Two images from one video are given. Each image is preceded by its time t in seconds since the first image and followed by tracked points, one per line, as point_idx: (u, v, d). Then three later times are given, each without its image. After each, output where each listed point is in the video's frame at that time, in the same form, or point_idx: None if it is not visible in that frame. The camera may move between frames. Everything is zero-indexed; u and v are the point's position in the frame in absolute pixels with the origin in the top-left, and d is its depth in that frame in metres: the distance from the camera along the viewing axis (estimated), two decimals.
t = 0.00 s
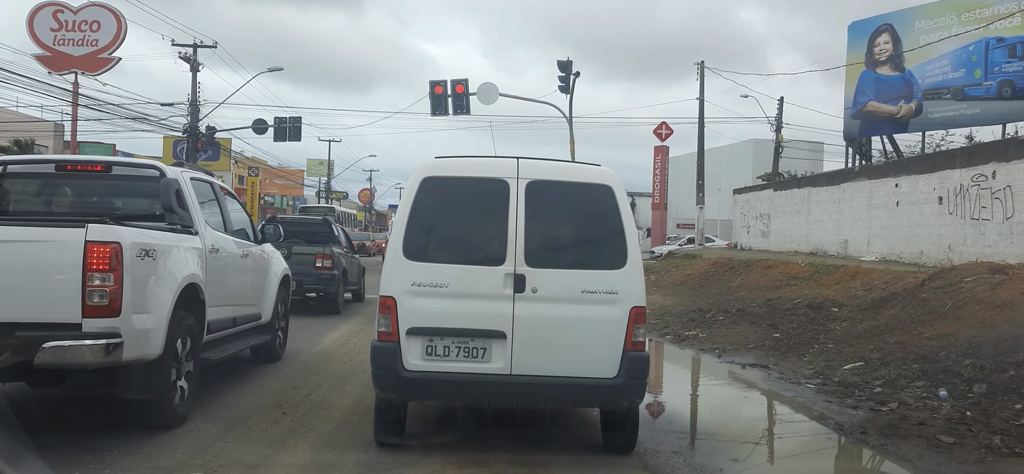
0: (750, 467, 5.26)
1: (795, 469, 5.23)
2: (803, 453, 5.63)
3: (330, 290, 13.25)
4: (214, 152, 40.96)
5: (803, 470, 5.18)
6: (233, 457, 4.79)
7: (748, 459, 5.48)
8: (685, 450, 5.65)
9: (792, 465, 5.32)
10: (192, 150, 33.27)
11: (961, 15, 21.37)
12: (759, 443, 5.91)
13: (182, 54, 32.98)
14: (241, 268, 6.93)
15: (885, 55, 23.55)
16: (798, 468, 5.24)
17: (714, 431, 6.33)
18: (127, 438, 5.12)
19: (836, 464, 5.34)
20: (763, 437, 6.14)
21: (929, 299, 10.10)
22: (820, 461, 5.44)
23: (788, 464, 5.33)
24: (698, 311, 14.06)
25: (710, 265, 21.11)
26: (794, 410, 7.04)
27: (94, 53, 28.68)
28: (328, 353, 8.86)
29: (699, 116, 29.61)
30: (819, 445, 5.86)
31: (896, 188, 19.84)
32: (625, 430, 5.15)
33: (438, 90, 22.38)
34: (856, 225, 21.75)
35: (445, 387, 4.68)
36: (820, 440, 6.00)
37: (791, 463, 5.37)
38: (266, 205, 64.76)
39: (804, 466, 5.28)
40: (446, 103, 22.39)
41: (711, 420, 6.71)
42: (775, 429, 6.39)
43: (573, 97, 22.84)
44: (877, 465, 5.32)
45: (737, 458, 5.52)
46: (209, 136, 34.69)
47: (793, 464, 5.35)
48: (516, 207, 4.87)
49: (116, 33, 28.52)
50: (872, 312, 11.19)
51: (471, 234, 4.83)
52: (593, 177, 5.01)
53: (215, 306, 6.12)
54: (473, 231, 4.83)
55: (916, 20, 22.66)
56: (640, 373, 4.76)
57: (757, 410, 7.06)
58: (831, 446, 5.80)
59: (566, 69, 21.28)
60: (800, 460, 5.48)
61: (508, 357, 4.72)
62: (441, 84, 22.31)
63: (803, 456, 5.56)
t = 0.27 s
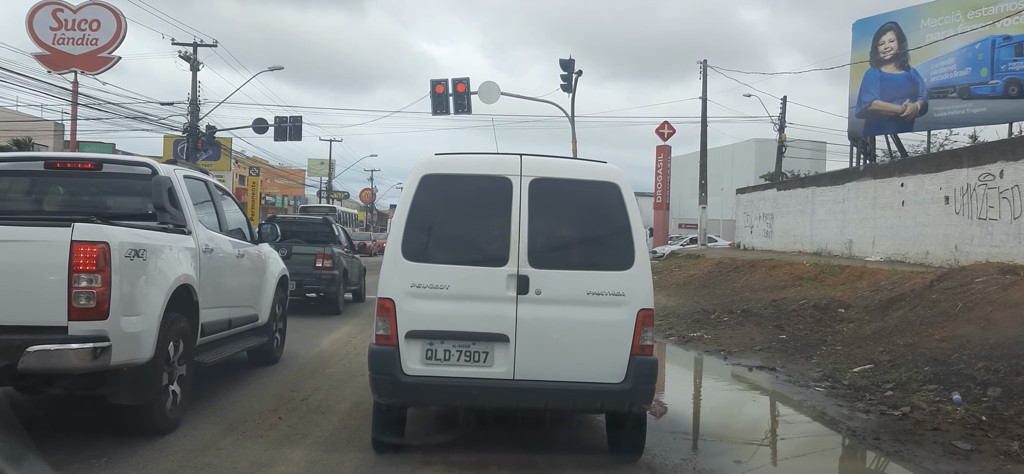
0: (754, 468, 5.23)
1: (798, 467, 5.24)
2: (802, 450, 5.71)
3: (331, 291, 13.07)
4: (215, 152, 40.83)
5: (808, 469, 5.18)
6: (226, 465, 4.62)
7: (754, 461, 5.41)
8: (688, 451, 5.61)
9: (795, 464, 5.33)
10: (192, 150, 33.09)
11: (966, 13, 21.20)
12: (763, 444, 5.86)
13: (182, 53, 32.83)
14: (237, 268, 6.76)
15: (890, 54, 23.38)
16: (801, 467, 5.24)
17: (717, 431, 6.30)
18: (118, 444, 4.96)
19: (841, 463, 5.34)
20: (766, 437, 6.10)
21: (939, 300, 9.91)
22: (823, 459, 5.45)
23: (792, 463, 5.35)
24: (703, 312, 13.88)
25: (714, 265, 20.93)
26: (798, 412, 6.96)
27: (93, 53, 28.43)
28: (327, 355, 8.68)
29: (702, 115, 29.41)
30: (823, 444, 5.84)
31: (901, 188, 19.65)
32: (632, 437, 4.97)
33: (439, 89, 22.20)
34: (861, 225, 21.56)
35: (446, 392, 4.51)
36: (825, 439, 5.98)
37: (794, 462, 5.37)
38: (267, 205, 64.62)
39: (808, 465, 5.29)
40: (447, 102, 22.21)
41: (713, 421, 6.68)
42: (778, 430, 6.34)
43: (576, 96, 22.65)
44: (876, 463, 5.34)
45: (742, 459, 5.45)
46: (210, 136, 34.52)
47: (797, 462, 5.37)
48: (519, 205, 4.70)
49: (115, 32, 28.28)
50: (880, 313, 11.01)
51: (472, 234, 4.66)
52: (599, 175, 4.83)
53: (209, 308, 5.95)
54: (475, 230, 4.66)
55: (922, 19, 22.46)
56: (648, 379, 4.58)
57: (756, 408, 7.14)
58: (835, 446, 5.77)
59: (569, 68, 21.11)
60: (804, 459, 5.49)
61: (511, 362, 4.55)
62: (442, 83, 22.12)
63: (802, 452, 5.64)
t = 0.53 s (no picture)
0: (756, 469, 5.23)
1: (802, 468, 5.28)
2: (804, 449, 5.76)
3: (331, 291, 12.91)
4: (215, 151, 40.68)
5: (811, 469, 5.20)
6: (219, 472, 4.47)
7: (756, 462, 5.43)
8: (689, 454, 5.62)
9: (799, 464, 5.36)
10: (192, 149, 32.87)
11: (971, 11, 21.04)
12: (766, 445, 5.87)
13: (182, 52, 32.67)
14: (233, 269, 6.61)
15: (894, 53, 23.17)
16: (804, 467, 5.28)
17: (718, 432, 6.31)
18: (108, 450, 4.81)
19: (845, 463, 5.37)
20: (769, 439, 6.09)
21: (947, 301, 9.75)
22: (827, 460, 5.46)
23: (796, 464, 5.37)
24: (706, 313, 13.71)
25: (717, 265, 20.75)
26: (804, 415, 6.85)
27: (93, 52, 28.10)
28: (325, 357, 8.52)
29: (705, 115, 29.22)
30: (828, 445, 5.84)
31: (906, 187, 19.48)
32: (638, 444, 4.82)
33: (440, 88, 22.02)
34: (866, 225, 21.39)
35: (446, 397, 4.36)
36: (829, 440, 5.96)
37: (798, 462, 5.41)
38: (268, 205, 64.47)
39: (812, 465, 5.32)
40: (448, 101, 22.05)
41: (715, 421, 6.70)
42: (781, 431, 6.35)
43: (579, 95, 22.45)
44: (879, 463, 5.34)
45: (744, 459, 5.47)
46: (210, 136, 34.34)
47: (801, 462, 5.42)
48: (521, 203, 4.55)
49: (115, 31, 27.99)
50: (886, 314, 10.84)
51: (473, 234, 4.51)
52: (604, 172, 4.68)
53: (203, 310, 5.80)
54: (476, 230, 4.51)
55: (926, 17, 22.30)
56: (655, 384, 4.43)
57: (757, 408, 7.15)
58: (840, 447, 5.77)
59: (571, 66, 20.93)
60: (809, 459, 5.50)
61: (513, 366, 4.40)
62: (443, 82, 21.95)
63: (804, 451, 5.71)
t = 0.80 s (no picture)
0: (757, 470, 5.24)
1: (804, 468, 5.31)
2: (806, 450, 5.77)
3: (331, 292, 12.78)
4: (216, 151, 40.60)
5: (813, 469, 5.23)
6: None
7: (758, 464, 5.41)
8: (689, 455, 5.62)
9: (801, 464, 5.38)
10: (193, 149, 32.72)
11: (976, 10, 20.87)
12: (768, 446, 5.87)
13: (183, 51, 32.57)
14: (229, 269, 6.48)
15: (898, 51, 23.05)
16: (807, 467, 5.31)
17: (718, 433, 6.31)
18: (99, 457, 4.67)
19: (848, 462, 5.38)
20: (771, 440, 6.07)
21: (956, 302, 9.60)
22: (830, 460, 5.46)
23: (799, 464, 5.39)
24: (710, 314, 13.57)
25: (720, 265, 20.60)
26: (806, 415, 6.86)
27: (93, 51, 28.00)
28: (324, 360, 8.38)
29: (707, 114, 29.07)
30: (831, 445, 5.82)
31: (911, 187, 19.32)
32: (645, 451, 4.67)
33: (441, 87, 21.87)
34: (869, 225, 21.23)
35: (446, 403, 4.23)
36: (833, 441, 5.94)
37: (800, 462, 5.43)
38: (269, 205, 64.39)
39: (814, 465, 5.34)
40: (449, 101, 21.91)
41: (715, 421, 6.73)
42: (784, 431, 6.35)
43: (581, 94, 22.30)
44: (882, 463, 5.34)
45: (746, 461, 5.46)
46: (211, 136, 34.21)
47: (804, 462, 5.44)
48: (524, 202, 4.41)
49: (116, 31, 27.84)
50: (893, 316, 10.69)
51: (474, 234, 4.37)
52: (610, 170, 4.53)
53: (198, 312, 5.67)
54: (477, 230, 4.37)
55: (931, 15, 22.16)
56: (662, 389, 4.29)
57: (757, 407, 7.20)
58: (844, 447, 5.75)
59: (573, 65, 20.80)
60: (812, 459, 5.51)
61: (516, 370, 4.27)
62: (444, 81, 21.81)
63: (807, 451, 5.71)
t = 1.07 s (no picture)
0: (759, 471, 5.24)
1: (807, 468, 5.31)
2: (809, 450, 5.75)
3: (330, 293, 12.65)
4: (216, 151, 40.47)
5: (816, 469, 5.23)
6: None
7: (759, 465, 5.39)
8: (690, 456, 5.61)
9: (804, 465, 5.39)
10: (193, 149, 32.55)
11: (980, 9, 20.74)
12: (768, 447, 5.87)
13: (183, 51, 32.46)
14: (226, 270, 6.37)
15: (902, 51, 22.94)
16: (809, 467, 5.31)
17: (719, 434, 6.28)
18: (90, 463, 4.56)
19: (851, 462, 5.38)
20: (772, 441, 6.04)
21: (963, 303, 9.47)
22: (832, 460, 5.46)
23: (801, 464, 5.39)
24: (713, 315, 13.45)
25: (721, 266, 20.48)
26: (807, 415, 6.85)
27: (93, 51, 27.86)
28: (323, 361, 8.27)
29: (709, 114, 28.94)
30: (833, 447, 5.81)
31: (914, 187, 19.21)
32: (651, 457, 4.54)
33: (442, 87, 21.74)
34: (872, 225, 21.11)
35: (446, 409, 4.12)
36: (835, 443, 5.91)
37: (802, 462, 5.43)
38: (270, 206, 64.30)
39: (817, 465, 5.35)
40: (450, 100, 21.78)
41: (715, 421, 6.75)
42: (785, 431, 6.33)
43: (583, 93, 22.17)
44: (884, 464, 5.33)
45: (747, 462, 5.45)
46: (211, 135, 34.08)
47: (807, 462, 5.43)
48: (526, 201, 4.29)
49: (116, 30, 27.69)
50: (898, 317, 10.56)
51: (475, 234, 4.26)
52: (614, 168, 4.41)
53: (193, 313, 5.56)
54: (477, 229, 4.26)
55: (934, 14, 22.04)
56: (668, 394, 4.17)
57: (758, 408, 7.20)
58: (846, 449, 5.73)
59: (574, 64, 20.68)
60: (814, 459, 5.50)
61: (517, 374, 4.15)
62: (445, 81, 21.68)
63: (810, 452, 5.71)
